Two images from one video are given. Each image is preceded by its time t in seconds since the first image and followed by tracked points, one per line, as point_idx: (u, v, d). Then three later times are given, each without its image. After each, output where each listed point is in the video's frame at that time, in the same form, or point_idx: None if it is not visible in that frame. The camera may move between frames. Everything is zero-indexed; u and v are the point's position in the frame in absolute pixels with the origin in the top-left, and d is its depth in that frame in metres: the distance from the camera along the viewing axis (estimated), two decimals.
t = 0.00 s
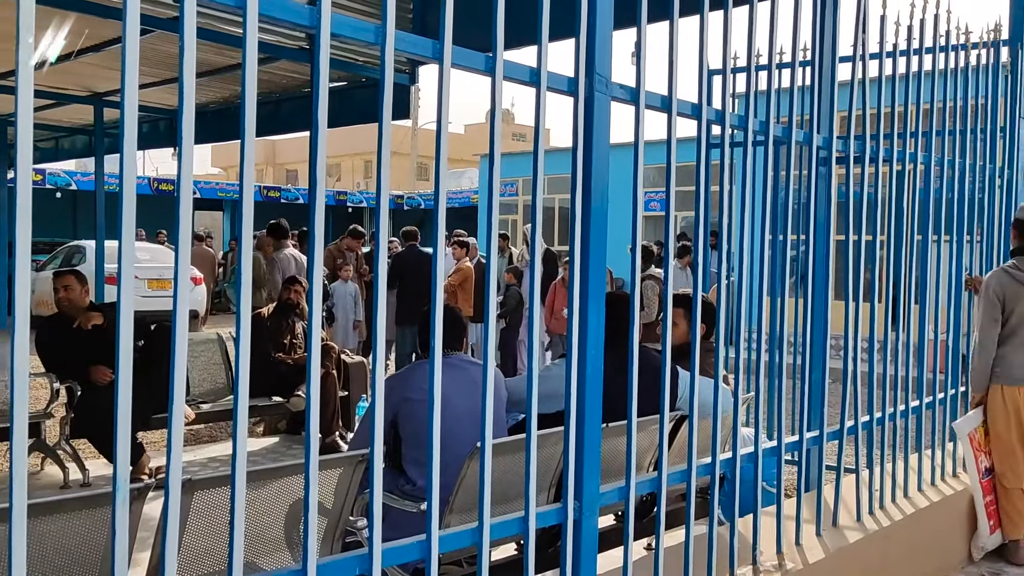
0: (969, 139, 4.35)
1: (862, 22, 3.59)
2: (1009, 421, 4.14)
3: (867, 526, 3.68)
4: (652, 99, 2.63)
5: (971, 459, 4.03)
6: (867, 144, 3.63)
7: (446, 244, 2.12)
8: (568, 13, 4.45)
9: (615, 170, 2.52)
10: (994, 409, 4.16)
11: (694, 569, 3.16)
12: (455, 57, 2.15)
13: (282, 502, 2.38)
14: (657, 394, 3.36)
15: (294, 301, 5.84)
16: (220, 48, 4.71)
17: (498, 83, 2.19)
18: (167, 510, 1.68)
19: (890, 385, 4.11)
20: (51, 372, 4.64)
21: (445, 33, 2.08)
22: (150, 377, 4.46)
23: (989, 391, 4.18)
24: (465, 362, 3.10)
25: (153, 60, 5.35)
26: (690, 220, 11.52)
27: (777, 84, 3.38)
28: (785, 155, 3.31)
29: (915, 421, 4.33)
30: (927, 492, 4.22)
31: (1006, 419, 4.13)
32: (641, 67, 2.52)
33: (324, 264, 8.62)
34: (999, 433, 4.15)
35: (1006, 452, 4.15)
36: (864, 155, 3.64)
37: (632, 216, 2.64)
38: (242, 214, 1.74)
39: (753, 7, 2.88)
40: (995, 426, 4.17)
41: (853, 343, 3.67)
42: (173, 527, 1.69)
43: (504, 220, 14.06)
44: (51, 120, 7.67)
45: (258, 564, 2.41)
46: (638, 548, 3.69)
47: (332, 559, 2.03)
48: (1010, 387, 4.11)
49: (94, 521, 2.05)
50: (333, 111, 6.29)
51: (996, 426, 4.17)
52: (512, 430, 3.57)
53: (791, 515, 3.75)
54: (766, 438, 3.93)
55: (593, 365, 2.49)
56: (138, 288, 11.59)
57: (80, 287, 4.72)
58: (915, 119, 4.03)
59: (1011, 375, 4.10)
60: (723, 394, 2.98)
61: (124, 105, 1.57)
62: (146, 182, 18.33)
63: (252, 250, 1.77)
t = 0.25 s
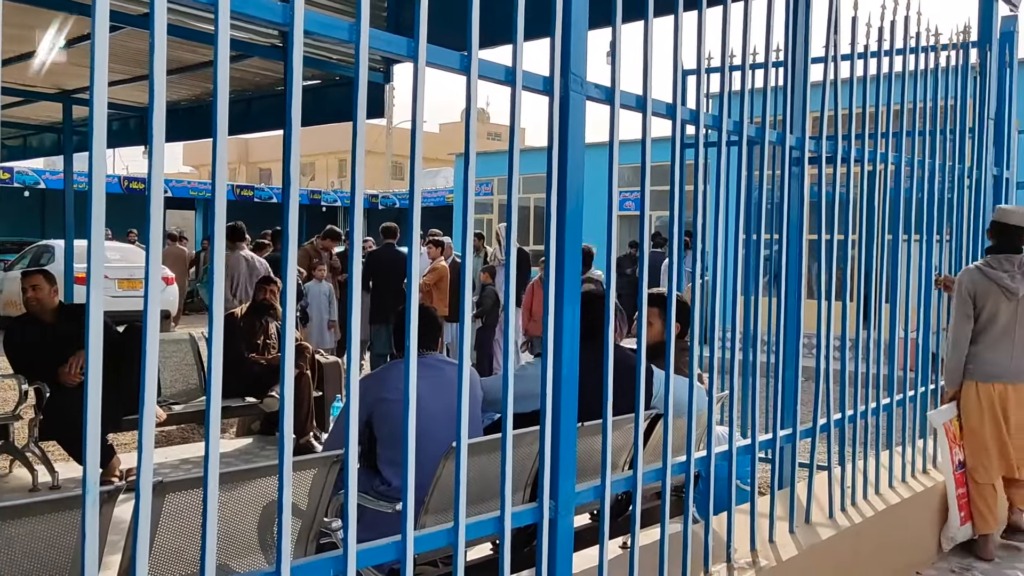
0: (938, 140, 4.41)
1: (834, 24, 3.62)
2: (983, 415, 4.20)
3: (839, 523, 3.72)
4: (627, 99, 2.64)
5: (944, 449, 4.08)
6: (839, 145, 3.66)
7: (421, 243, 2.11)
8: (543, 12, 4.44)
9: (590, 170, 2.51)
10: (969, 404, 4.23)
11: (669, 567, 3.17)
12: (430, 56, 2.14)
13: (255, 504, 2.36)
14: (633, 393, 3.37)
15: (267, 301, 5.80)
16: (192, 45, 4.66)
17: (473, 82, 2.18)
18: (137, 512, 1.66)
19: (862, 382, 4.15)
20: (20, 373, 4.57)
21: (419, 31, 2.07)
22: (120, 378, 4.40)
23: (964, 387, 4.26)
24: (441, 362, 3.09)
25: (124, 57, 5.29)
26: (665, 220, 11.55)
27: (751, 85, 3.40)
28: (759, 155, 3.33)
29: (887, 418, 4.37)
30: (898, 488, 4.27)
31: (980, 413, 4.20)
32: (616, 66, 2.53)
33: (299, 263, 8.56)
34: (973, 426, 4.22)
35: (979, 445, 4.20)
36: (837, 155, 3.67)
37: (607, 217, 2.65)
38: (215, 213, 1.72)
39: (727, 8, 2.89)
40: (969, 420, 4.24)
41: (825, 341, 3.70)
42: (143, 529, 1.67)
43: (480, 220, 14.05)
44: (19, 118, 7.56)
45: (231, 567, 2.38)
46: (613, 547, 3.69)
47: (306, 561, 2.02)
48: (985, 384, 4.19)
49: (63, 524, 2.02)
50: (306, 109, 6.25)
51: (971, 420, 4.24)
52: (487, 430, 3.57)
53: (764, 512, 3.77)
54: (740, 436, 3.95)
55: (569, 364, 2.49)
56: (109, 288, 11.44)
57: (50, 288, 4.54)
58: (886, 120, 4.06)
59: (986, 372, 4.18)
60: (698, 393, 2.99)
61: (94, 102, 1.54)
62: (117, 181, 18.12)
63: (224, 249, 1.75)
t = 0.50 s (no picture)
0: (906, 141, 4.46)
1: (805, 25, 3.65)
2: (953, 410, 4.32)
3: (810, 519, 3.75)
4: (600, 98, 2.64)
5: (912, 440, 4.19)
6: (809, 145, 3.70)
7: (394, 243, 2.10)
8: (517, 11, 4.44)
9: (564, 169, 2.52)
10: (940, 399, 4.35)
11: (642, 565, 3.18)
12: (403, 54, 2.13)
13: (227, 505, 2.34)
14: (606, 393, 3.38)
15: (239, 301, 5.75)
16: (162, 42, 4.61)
17: (447, 81, 2.18)
18: (106, 515, 1.64)
19: (833, 380, 4.20)
20: None
21: (392, 29, 2.06)
22: (89, 378, 4.34)
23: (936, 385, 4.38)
24: (414, 362, 3.09)
25: (92, 54, 5.22)
26: (638, 220, 11.60)
27: (723, 85, 3.42)
28: (731, 155, 3.36)
29: (857, 416, 4.42)
30: (867, 485, 4.32)
31: (952, 410, 4.31)
32: (590, 66, 2.53)
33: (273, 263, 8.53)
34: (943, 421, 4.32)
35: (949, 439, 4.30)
36: (807, 155, 3.71)
37: (581, 216, 2.65)
38: (185, 211, 1.70)
39: (698, 10, 2.91)
40: (940, 415, 4.34)
41: (796, 339, 3.73)
42: (113, 533, 1.65)
43: (453, 219, 14.03)
44: None
45: (202, 569, 2.36)
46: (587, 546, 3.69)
47: (279, 562, 2.00)
48: (957, 382, 4.33)
49: (31, 528, 1.99)
50: (278, 108, 6.20)
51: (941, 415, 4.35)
52: (461, 430, 3.56)
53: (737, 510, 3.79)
54: (713, 434, 3.97)
55: (543, 362, 2.49)
56: (77, 288, 11.29)
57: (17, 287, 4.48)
58: (855, 121, 4.10)
59: (959, 369, 4.32)
60: (671, 391, 3.01)
61: (61, 100, 1.52)
62: (85, 179, 17.88)
63: (195, 249, 1.73)
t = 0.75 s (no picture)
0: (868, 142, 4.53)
1: (769, 26, 3.69)
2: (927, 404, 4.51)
3: (775, 515, 3.79)
4: (567, 98, 2.64)
5: (884, 429, 4.37)
6: (774, 145, 3.73)
7: (361, 241, 2.08)
8: (484, 9, 4.43)
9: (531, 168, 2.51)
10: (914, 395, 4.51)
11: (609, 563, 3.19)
12: (369, 52, 2.11)
13: (189, 508, 2.30)
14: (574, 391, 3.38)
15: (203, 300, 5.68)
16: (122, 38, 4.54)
17: (413, 79, 2.16)
18: (65, 520, 1.60)
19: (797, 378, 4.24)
20: None
21: (358, 26, 2.04)
22: (47, 380, 4.26)
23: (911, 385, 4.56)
24: (381, 362, 3.07)
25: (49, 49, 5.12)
26: (605, 219, 11.63)
27: (688, 85, 3.44)
28: (697, 154, 3.38)
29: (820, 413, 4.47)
30: (830, 481, 4.37)
31: (924, 406, 4.50)
32: (557, 65, 2.53)
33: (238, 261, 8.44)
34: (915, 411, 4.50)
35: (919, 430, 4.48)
36: (771, 155, 3.74)
37: (548, 215, 2.65)
38: (146, 209, 1.67)
39: (664, 10, 2.92)
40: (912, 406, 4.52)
41: (761, 337, 3.76)
42: (72, 537, 1.62)
43: (420, 218, 13.97)
44: None
45: (163, 573, 2.32)
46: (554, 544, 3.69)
47: (243, 565, 1.98)
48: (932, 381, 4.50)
49: None
50: (242, 105, 6.13)
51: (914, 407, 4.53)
52: (429, 429, 3.54)
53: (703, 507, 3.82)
54: (679, 431, 3.99)
55: (510, 362, 2.49)
56: (33, 287, 11.07)
57: None
58: (818, 122, 4.15)
59: (934, 370, 4.50)
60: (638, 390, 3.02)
61: (16, 95, 1.48)
62: (43, 177, 17.55)
63: (157, 247, 1.70)
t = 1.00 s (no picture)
0: (834, 143, 4.57)
1: (738, 27, 3.71)
2: (911, 386, 4.87)
3: (744, 513, 3.81)
4: (538, 97, 2.63)
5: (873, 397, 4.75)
6: (743, 145, 3.75)
7: (330, 240, 2.05)
8: (455, 6, 4.41)
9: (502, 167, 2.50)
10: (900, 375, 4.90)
11: (580, 561, 3.18)
12: (339, 48, 2.08)
13: (154, 511, 2.27)
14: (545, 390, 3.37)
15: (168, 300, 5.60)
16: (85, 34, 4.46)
17: (383, 77, 2.14)
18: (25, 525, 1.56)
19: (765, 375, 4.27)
20: None
21: (326, 23, 2.01)
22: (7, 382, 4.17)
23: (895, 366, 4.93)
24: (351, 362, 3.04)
25: (10, 44, 5.02)
26: (576, 218, 11.64)
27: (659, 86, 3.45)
28: (667, 154, 3.39)
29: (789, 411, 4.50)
30: (798, 478, 4.41)
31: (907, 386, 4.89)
32: (528, 64, 2.52)
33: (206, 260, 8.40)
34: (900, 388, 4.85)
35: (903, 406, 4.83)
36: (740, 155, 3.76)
37: (519, 214, 2.64)
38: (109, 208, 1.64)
39: (634, 9, 2.92)
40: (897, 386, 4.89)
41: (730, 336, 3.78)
42: (32, 542, 1.58)
43: (390, 218, 13.90)
44: None
45: None
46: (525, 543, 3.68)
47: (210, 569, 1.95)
48: (916, 363, 4.88)
49: None
50: (209, 103, 6.06)
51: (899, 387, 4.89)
52: (399, 429, 3.52)
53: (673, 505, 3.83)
54: (650, 430, 3.99)
55: (481, 363, 2.47)
56: None
57: None
58: (786, 122, 4.18)
59: (917, 352, 4.89)
60: (610, 389, 3.02)
61: None
62: (5, 174, 17.23)
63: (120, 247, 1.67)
